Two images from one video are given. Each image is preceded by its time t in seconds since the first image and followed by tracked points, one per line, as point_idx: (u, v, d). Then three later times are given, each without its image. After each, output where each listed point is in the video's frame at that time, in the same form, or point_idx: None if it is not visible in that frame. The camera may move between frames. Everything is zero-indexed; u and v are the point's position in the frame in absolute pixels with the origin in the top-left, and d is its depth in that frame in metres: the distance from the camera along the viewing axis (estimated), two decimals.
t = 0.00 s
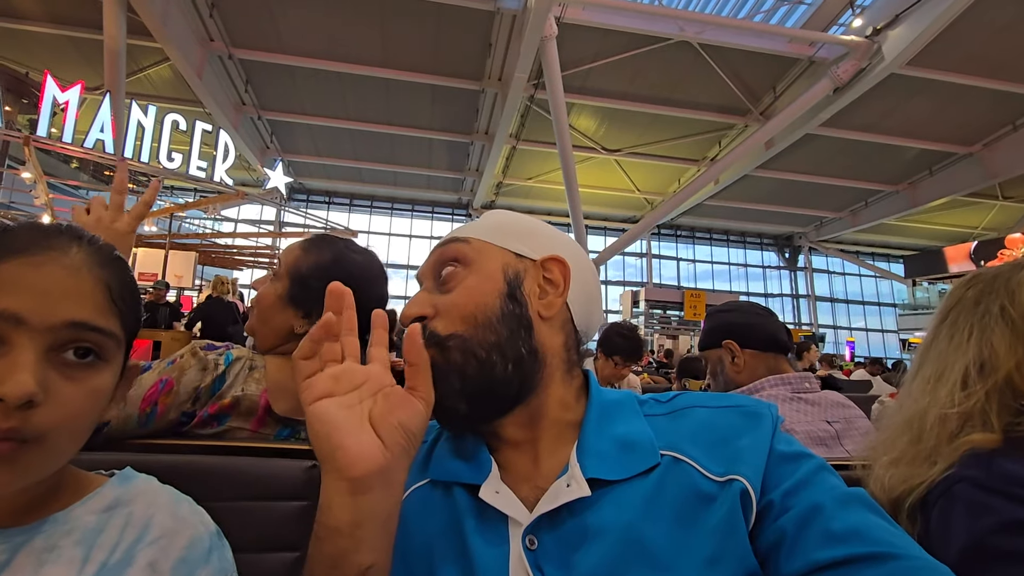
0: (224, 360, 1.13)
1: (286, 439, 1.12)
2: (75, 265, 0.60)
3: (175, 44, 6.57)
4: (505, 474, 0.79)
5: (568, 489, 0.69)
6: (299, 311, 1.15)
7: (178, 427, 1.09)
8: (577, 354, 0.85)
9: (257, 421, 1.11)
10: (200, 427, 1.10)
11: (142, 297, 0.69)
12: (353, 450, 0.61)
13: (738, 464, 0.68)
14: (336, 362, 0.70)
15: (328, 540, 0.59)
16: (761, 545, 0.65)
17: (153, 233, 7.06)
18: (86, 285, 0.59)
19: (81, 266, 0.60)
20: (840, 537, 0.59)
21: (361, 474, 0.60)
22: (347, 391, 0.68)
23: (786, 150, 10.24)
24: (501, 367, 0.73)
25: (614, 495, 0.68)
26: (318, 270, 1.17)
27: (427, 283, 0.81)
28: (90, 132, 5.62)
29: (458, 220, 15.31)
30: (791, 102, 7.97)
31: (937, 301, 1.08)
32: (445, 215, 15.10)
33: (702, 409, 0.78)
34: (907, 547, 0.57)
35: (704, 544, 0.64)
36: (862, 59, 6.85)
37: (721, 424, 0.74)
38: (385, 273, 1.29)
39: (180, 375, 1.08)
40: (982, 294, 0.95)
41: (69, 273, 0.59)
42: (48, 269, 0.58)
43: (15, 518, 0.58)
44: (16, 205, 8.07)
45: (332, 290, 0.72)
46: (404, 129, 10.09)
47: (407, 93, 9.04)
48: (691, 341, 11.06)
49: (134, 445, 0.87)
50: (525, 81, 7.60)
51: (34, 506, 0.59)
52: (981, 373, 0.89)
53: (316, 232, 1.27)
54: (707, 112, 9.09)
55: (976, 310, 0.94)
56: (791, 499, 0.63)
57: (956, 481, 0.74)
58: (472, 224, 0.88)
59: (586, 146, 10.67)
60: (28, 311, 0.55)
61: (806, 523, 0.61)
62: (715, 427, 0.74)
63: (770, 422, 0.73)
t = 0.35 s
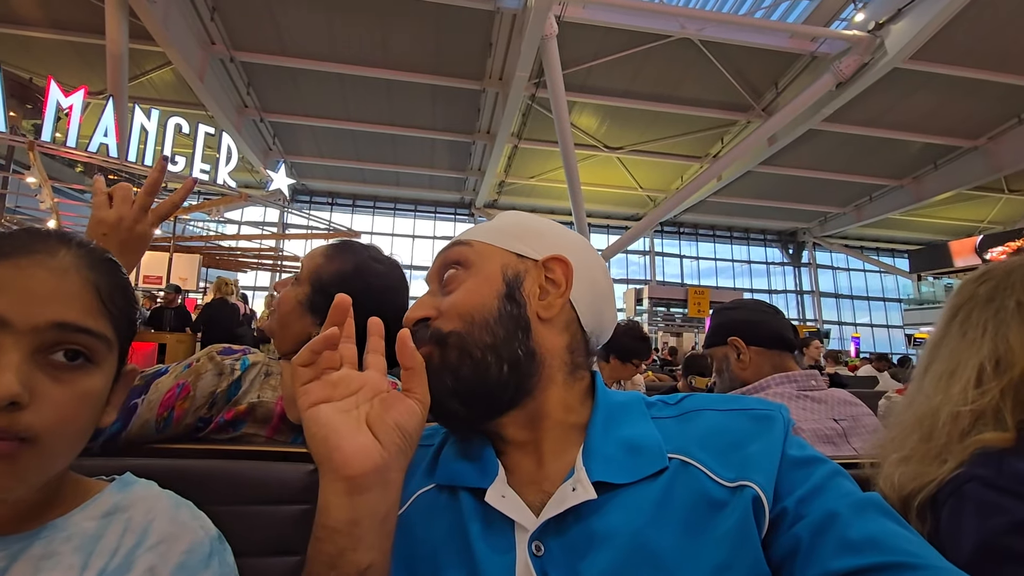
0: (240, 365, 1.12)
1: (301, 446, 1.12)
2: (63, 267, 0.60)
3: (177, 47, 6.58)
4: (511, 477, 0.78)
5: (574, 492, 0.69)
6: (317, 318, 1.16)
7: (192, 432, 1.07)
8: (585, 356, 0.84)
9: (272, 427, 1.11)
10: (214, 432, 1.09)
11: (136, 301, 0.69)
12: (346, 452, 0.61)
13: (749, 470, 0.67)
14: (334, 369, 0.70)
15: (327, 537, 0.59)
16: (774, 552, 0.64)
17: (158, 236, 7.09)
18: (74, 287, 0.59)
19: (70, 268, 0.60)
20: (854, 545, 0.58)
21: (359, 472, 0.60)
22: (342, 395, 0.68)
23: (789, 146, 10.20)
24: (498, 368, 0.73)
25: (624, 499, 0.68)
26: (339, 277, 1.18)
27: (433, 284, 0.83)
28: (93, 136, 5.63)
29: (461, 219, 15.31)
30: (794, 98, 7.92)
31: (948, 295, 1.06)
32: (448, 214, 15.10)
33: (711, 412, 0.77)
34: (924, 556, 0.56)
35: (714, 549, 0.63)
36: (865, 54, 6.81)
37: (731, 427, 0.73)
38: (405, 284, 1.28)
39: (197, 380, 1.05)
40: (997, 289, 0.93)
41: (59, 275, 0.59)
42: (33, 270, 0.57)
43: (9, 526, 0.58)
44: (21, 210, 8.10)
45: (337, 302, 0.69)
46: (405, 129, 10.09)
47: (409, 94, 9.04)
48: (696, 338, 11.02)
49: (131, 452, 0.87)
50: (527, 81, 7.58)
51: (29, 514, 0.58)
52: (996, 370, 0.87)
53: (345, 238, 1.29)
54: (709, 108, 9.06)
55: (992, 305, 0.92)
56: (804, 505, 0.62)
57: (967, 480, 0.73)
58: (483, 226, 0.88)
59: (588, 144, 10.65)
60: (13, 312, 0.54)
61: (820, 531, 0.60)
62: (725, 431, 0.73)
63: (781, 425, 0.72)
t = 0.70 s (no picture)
0: (243, 362, 1.13)
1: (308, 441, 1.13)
2: (75, 263, 0.60)
3: (182, 46, 6.62)
4: (517, 474, 0.79)
5: (581, 486, 0.69)
6: (311, 311, 1.17)
7: (200, 430, 1.09)
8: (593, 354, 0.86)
9: (278, 423, 1.12)
10: (223, 430, 1.10)
11: (145, 298, 0.69)
12: (353, 451, 0.61)
13: (754, 463, 0.67)
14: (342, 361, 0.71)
15: (332, 536, 0.59)
16: (778, 545, 0.64)
17: (163, 235, 7.12)
18: (84, 282, 0.60)
19: (82, 264, 0.61)
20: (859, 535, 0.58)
21: (366, 473, 0.60)
22: (351, 391, 0.69)
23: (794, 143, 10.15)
24: (557, 361, 0.74)
25: (630, 494, 0.68)
26: (333, 270, 1.19)
27: (478, 260, 0.81)
28: (99, 135, 5.66)
29: (465, 217, 15.32)
30: (800, 95, 7.87)
31: (957, 292, 1.07)
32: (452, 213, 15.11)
33: (714, 406, 0.77)
34: (926, 544, 0.57)
35: (721, 541, 0.63)
36: (871, 50, 6.75)
37: (736, 421, 0.73)
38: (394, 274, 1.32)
39: (200, 379, 1.07)
40: (1011, 285, 0.94)
41: (68, 271, 0.59)
42: (45, 267, 0.58)
43: (24, 518, 0.59)
44: (29, 209, 8.16)
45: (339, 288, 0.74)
46: (409, 128, 10.09)
47: (413, 92, 9.04)
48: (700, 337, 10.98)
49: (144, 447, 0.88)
50: (531, 78, 7.55)
51: (43, 507, 0.59)
52: (1011, 366, 0.88)
53: (337, 231, 1.29)
54: (714, 106, 9.02)
55: (1006, 302, 0.93)
56: (808, 496, 0.63)
57: (972, 477, 0.73)
58: (518, 208, 0.88)
59: (591, 142, 10.62)
60: (24, 307, 0.55)
61: (823, 523, 0.61)
62: (730, 426, 0.73)
63: (784, 417, 0.73)
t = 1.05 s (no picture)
0: (245, 360, 1.12)
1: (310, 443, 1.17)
2: (72, 263, 0.61)
3: (189, 44, 6.65)
4: (516, 474, 0.79)
5: (579, 486, 0.69)
6: (308, 307, 1.20)
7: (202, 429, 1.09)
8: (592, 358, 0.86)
9: (280, 423, 1.13)
10: (225, 428, 1.10)
11: (144, 296, 0.70)
12: (364, 467, 0.63)
13: (751, 462, 0.67)
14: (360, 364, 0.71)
15: (341, 550, 0.62)
16: (776, 545, 0.64)
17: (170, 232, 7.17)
18: (82, 281, 0.60)
19: (80, 264, 0.61)
20: (856, 534, 0.58)
21: (376, 487, 0.63)
22: (368, 398, 0.70)
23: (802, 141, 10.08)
24: (567, 368, 0.76)
25: (628, 493, 0.68)
26: (333, 271, 1.22)
27: (489, 263, 0.80)
28: (106, 132, 5.70)
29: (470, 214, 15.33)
30: (807, 91, 7.81)
31: (966, 293, 1.07)
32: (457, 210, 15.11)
33: (711, 406, 0.77)
34: (923, 542, 0.57)
35: (719, 539, 0.63)
36: (880, 46, 6.70)
37: (734, 419, 0.73)
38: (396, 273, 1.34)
39: (203, 378, 1.06)
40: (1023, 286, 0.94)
41: (67, 270, 0.60)
42: (44, 266, 0.59)
43: (27, 517, 0.59)
44: (38, 205, 8.22)
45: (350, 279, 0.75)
46: (415, 125, 10.11)
47: (419, 89, 9.04)
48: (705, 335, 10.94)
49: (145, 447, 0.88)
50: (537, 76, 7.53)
51: (47, 505, 0.60)
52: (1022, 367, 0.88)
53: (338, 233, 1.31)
54: (721, 103, 8.98)
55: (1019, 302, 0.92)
56: (806, 495, 0.63)
57: (975, 482, 0.73)
58: (520, 209, 0.88)
59: (597, 139, 10.59)
60: (23, 306, 0.56)
61: (820, 521, 0.61)
62: (727, 425, 0.73)
63: (781, 417, 0.73)
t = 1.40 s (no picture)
0: (247, 357, 1.11)
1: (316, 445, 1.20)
2: (79, 262, 0.61)
3: (193, 41, 6.64)
4: (523, 475, 0.79)
5: (588, 487, 0.69)
6: (303, 303, 1.23)
7: (206, 427, 1.08)
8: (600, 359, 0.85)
9: (286, 422, 1.14)
10: (229, 426, 1.10)
11: (151, 294, 0.70)
12: (372, 473, 0.63)
13: (762, 465, 0.66)
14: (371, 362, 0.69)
15: (348, 555, 0.63)
16: (786, 547, 0.64)
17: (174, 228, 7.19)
18: (91, 280, 0.60)
19: (88, 263, 0.62)
20: (868, 537, 0.58)
21: (387, 489, 0.63)
22: (371, 402, 0.69)
23: (807, 139, 10.02)
24: (577, 368, 0.76)
25: (637, 495, 0.68)
26: (322, 264, 1.25)
27: (498, 263, 0.80)
28: (112, 130, 5.72)
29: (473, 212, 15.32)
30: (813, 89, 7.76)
31: (978, 292, 1.06)
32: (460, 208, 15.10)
33: (719, 408, 0.77)
34: (936, 547, 0.56)
35: (730, 542, 0.63)
36: (886, 44, 6.67)
37: (743, 421, 0.73)
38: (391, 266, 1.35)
39: (209, 376, 1.06)
40: None
41: (77, 270, 0.60)
42: (52, 265, 0.59)
43: (34, 515, 0.59)
44: (43, 202, 8.25)
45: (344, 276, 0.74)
46: (419, 123, 10.10)
47: (422, 86, 9.03)
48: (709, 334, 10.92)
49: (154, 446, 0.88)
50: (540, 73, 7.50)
51: (55, 503, 0.60)
52: None
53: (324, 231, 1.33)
54: (725, 100, 8.93)
55: None
56: (816, 497, 0.62)
57: (987, 485, 0.73)
58: (528, 209, 0.88)
59: (600, 137, 10.56)
60: (32, 306, 0.56)
61: (832, 525, 0.60)
62: (737, 427, 0.73)
63: (790, 419, 0.72)
